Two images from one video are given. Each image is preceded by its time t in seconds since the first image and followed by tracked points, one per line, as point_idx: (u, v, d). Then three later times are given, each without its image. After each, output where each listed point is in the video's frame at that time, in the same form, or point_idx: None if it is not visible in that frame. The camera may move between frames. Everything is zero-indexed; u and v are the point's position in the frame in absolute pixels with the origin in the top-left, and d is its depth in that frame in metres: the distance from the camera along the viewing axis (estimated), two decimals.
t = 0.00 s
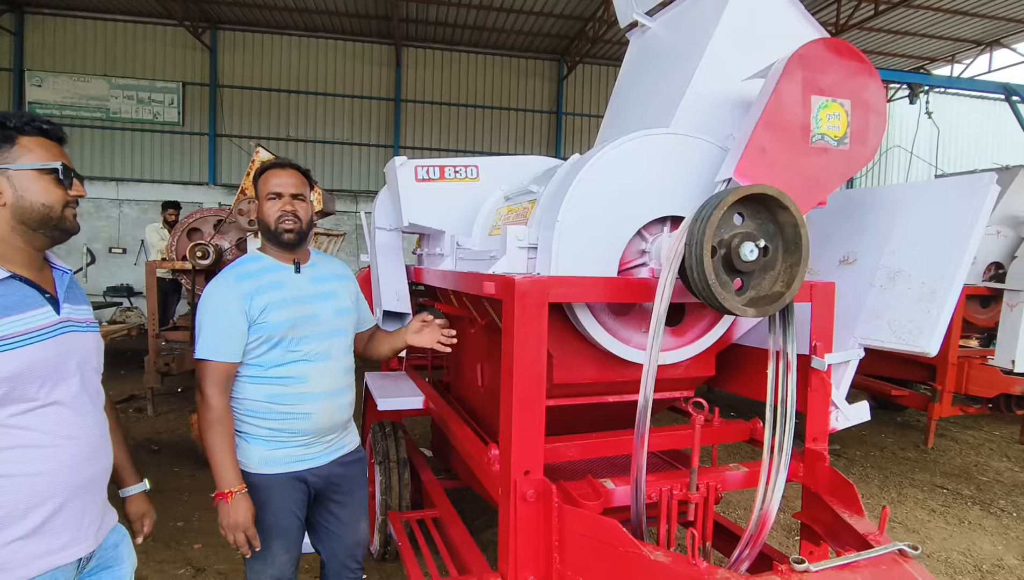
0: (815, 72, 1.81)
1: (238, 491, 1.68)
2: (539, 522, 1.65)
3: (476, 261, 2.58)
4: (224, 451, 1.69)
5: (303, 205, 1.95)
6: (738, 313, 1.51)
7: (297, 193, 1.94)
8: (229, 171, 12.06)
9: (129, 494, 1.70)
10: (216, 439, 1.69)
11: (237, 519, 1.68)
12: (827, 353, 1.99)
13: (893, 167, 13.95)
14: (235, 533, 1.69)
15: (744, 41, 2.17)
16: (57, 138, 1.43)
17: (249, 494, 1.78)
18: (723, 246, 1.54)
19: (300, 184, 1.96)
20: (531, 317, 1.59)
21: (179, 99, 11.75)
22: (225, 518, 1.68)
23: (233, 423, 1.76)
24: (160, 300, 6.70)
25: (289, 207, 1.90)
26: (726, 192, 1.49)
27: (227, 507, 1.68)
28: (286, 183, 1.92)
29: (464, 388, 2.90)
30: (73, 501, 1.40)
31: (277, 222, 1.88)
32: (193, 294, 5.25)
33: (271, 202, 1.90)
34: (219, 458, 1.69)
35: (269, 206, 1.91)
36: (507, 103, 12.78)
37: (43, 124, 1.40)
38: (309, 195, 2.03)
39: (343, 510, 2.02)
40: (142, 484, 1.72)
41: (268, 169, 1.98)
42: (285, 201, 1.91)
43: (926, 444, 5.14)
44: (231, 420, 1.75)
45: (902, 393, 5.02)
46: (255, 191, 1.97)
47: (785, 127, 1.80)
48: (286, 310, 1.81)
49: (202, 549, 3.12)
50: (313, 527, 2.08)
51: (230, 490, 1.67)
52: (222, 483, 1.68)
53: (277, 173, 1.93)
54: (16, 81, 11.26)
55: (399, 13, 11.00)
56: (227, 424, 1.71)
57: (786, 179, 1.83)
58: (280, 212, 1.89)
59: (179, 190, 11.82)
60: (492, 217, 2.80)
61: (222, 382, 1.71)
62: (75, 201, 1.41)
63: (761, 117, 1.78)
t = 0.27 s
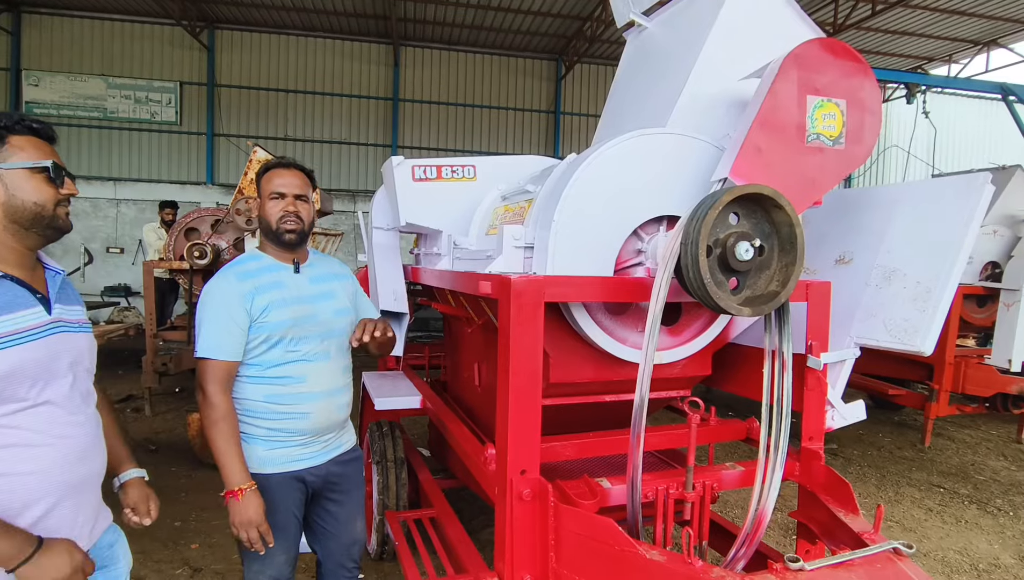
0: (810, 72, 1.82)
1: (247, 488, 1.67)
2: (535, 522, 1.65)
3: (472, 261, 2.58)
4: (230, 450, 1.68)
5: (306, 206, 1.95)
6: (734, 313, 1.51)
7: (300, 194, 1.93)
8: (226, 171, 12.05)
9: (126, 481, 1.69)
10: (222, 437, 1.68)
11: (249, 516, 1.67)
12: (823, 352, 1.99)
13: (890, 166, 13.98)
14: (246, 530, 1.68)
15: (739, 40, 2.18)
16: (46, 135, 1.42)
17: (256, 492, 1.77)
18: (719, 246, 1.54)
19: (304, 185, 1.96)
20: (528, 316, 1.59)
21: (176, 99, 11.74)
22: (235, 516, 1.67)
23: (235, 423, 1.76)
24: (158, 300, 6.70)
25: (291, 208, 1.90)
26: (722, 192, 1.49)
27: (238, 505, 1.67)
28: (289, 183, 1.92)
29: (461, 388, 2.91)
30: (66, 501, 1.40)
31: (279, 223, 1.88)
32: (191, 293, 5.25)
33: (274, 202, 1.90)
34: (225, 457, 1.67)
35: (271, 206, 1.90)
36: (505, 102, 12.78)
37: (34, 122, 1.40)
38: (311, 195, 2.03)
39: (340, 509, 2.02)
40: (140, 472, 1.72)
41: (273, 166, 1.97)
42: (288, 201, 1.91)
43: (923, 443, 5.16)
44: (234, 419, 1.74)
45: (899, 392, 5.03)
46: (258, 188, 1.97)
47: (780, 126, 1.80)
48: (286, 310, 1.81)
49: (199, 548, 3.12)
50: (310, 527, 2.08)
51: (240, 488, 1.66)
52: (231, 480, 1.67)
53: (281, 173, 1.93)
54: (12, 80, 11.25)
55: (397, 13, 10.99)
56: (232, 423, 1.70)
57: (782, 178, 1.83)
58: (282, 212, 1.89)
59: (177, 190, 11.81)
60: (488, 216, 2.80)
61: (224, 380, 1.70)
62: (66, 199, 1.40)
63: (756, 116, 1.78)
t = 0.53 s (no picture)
0: (807, 72, 1.82)
1: (245, 490, 1.68)
2: (532, 521, 1.66)
3: (470, 261, 2.58)
4: (229, 450, 1.68)
5: (309, 210, 1.95)
6: (731, 312, 1.51)
7: (306, 198, 1.93)
8: (225, 171, 12.05)
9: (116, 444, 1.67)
10: (222, 438, 1.67)
11: (246, 516, 1.68)
12: (820, 351, 1.99)
13: (889, 166, 14.00)
14: (243, 531, 1.68)
15: (737, 40, 2.18)
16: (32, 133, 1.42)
17: (255, 494, 1.77)
18: (717, 245, 1.54)
19: (310, 189, 1.96)
20: (525, 316, 1.59)
21: (175, 99, 11.73)
22: (232, 516, 1.67)
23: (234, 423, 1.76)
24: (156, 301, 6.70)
25: (294, 211, 1.90)
26: (719, 191, 1.50)
27: (235, 506, 1.67)
28: (296, 186, 1.92)
29: (460, 388, 2.91)
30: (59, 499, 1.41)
31: (280, 224, 1.88)
32: (190, 294, 5.25)
33: (278, 203, 1.90)
34: (224, 458, 1.67)
35: (275, 207, 1.90)
36: (503, 102, 12.78)
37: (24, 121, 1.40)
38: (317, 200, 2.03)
39: (338, 508, 2.02)
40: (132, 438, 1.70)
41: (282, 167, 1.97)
42: (291, 203, 1.91)
43: (922, 443, 5.16)
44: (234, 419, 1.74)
45: (897, 392, 5.04)
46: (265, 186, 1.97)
47: (777, 126, 1.81)
48: (284, 310, 1.81)
49: (197, 549, 3.13)
50: (309, 527, 2.08)
51: (238, 489, 1.66)
52: (230, 481, 1.67)
53: (289, 175, 1.94)
54: (11, 81, 11.24)
55: (396, 13, 10.99)
56: (231, 424, 1.70)
57: (778, 177, 1.84)
58: (284, 214, 1.89)
59: (175, 190, 11.80)
60: (486, 216, 2.81)
61: (224, 380, 1.70)
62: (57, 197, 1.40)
63: (753, 116, 1.78)
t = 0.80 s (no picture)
0: (804, 71, 1.82)
1: (233, 488, 1.68)
2: (531, 521, 1.66)
3: (468, 260, 2.58)
4: (218, 449, 1.69)
5: (302, 204, 1.95)
6: (728, 311, 1.52)
7: (296, 193, 1.93)
8: (223, 171, 12.04)
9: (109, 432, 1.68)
10: (211, 437, 1.68)
11: (234, 514, 1.67)
12: (818, 350, 1.99)
13: (887, 164, 14.02)
14: (231, 530, 1.68)
15: (734, 39, 2.18)
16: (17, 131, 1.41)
17: (244, 492, 1.77)
18: (713, 245, 1.54)
19: (299, 184, 1.95)
20: (523, 316, 1.59)
21: (173, 99, 11.71)
22: (219, 514, 1.67)
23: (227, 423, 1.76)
24: (154, 301, 6.69)
25: (288, 207, 1.90)
26: (715, 191, 1.50)
27: (222, 504, 1.67)
28: (285, 183, 1.92)
29: (458, 387, 2.91)
30: (59, 499, 1.41)
31: (278, 222, 1.88)
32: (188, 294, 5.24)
33: (271, 202, 1.90)
34: (213, 457, 1.68)
35: (268, 206, 1.90)
36: (501, 102, 12.78)
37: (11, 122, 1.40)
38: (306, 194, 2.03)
39: (336, 509, 2.02)
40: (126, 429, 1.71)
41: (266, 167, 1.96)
42: (284, 200, 1.91)
43: (920, 441, 5.17)
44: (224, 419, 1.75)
45: (896, 390, 5.04)
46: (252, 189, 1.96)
47: (774, 126, 1.81)
48: (280, 311, 1.81)
49: (196, 549, 3.12)
50: (308, 527, 2.08)
51: (225, 487, 1.66)
52: (218, 479, 1.67)
53: (276, 172, 1.93)
54: (8, 81, 11.22)
55: (394, 13, 10.99)
56: (221, 422, 1.71)
57: (776, 177, 1.84)
58: (279, 211, 1.89)
59: (173, 190, 11.78)
60: (484, 216, 2.81)
61: (215, 380, 1.72)
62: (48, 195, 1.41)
63: (751, 115, 1.79)
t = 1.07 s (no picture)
0: (802, 70, 1.82)
1: (217, 493, 1.67)
2: (529, 520, 1.66)
3: (466, 260, 2.58)
4: (209, 451, 1.69)
5: (298, 204, 1.94)
6: (726, 311, 1.51)
7: (292, 193, 1.93)
8: (221, 171, 12.03)
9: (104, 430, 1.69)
10: (203, 439, 1.68)
11: (215, 521, 1.66)
12: (817, 349, 1.99)
13: (885, 164, 14.04)
14: (211, 535, 1.67)
15: (731, 38, 2.18)
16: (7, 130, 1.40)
17: (229, 497, 1.77)
18: (712, 244, 1.54)
19: (296, 183, 1.95)
20: (520, 316, 1.59)
21: (171, 99, 11.69)
22: (203, 518, 1.66)
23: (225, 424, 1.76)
24: (152, 302, 6.69)
25: (283, 207, 1.90)
26: (714, 190, 1.49)
27: (206, 508, 1.66)
28: (281, 183, 1.92)
29: (457, 386, 2.91)
30: (56, 498, 1.41)
31: (272, 221, 1.88)
32: (186, 294, 5.24)
33: (266, 202, 1.90)
34: (203, 458, 1.68)
35: (264, 205, 1.90)
36: (500, 102, 12.77)
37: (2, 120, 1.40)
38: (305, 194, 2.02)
39: (335, 509, 2.02)
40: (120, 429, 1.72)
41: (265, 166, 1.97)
42: (279, 200, 1.91)
43: (919, 440, 5.17)
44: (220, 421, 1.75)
45: (894, 389, 5.05)
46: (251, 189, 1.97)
47: (772, 125, 1.81)
48: (280, 311, 1.81)
49: (195, 550, 3.12)
50: (308, 527, 2.07)
51: (211, 492, 1.66)
52: (205, 483, 1.67)
53: (273, 172, 1.93)
54: (5, 81, 11.19)
55: (392, 12, 10.97)
56: (214, 425, 1.71)
57: (774, 176, 1.84)
58: (274, 211, 1.89)
59: (171, 191, 11.75)
60: (483, 216, 2.81)
61: (212, 381, 1.71)
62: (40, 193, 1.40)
63: (748, 115, 1.79)
